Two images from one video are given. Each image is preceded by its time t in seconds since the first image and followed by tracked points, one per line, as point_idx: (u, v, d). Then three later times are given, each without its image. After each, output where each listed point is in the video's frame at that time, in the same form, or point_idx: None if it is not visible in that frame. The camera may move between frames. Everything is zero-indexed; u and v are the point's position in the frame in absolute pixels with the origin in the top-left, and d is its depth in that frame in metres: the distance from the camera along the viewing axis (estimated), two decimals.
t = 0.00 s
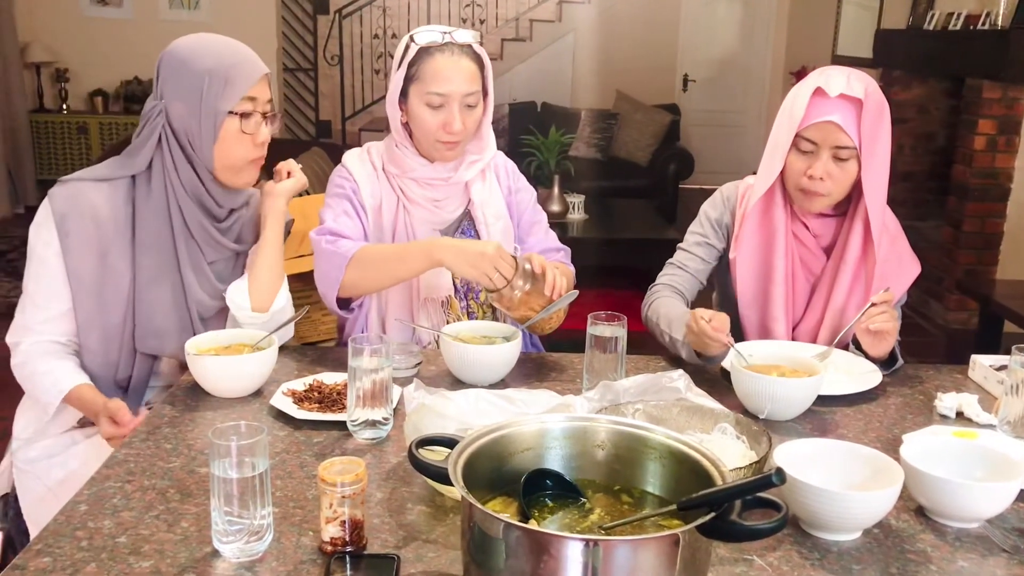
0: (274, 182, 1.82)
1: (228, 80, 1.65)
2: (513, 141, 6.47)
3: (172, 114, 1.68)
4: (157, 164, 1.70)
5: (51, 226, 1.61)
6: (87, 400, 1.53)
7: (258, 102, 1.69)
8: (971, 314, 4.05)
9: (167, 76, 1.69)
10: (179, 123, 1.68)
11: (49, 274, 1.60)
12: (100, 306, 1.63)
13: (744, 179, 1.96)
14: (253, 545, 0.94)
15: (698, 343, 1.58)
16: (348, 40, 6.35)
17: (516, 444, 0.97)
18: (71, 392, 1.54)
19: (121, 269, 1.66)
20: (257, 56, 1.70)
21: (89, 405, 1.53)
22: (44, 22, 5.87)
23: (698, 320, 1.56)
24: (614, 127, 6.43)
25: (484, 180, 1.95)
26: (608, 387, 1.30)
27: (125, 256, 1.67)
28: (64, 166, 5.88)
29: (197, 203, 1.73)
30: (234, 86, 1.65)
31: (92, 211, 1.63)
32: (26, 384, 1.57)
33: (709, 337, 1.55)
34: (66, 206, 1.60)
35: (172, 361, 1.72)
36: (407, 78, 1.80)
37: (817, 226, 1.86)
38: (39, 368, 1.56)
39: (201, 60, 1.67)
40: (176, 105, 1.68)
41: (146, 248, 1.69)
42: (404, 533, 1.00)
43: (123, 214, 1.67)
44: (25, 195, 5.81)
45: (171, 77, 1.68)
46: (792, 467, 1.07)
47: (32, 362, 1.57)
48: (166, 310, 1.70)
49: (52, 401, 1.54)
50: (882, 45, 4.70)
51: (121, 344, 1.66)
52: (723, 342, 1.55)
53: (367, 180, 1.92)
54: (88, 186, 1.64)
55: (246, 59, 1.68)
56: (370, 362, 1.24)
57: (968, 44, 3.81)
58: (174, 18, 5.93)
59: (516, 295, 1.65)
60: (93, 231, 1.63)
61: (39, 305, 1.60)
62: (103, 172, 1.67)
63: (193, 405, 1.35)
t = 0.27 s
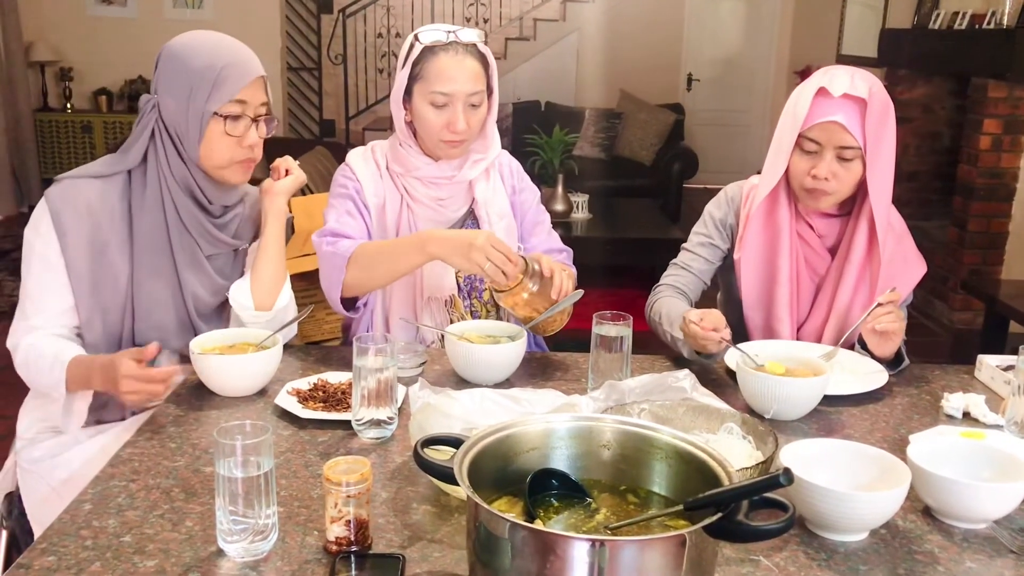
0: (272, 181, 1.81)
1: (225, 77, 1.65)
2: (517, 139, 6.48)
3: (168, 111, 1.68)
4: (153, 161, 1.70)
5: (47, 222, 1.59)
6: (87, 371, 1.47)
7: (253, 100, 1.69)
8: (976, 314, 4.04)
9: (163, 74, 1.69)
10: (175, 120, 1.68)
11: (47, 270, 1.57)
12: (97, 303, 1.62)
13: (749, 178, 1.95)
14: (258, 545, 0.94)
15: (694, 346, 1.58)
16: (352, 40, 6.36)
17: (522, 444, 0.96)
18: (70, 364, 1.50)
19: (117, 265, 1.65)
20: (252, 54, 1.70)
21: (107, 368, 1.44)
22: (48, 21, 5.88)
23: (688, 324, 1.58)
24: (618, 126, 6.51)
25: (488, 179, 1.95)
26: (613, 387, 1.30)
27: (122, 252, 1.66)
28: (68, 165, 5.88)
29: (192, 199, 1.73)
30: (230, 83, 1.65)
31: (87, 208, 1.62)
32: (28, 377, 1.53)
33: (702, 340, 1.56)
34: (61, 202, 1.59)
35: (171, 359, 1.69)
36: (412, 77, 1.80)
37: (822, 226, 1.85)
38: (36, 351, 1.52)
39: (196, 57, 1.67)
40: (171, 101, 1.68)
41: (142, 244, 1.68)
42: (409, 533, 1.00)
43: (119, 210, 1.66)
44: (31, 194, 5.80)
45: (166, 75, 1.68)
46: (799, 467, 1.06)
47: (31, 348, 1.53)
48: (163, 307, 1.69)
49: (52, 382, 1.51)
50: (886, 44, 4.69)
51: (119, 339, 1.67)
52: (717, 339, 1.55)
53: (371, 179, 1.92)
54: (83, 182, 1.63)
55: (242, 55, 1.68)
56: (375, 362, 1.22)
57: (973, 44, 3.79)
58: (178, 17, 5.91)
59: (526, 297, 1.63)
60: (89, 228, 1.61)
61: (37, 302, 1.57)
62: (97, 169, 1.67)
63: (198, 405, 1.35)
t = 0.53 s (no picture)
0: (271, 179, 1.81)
1: (226, 76, 1.65)
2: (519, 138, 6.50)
3: (167, 108, 1.68)
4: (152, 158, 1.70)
5: (49, 220, 1.58)
6: (114, 357, 1.47)
7: (254, 98, 1.69)
8: (980, 313, 4.03)
9: (163, 72, 1.69)
10: (175, 118, 1.67)
11: (52, 269, 1.56)
12: (100, 301, 1.62)
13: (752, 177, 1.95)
14: (261, 543, 0.94)
15: (692, 335, 1.59)
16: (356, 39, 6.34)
17: (525, 443, 0.96)
18: (95, 353, 1.49)
19: (118, 263, 1.64)
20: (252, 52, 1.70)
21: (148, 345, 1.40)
22: (51, 20, 5.88)
23: (685, 314, 1.58)
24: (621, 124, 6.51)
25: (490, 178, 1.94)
26: (615, 386, 1.30)
27: (124, 251, 1.65)
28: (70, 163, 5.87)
29: (192, 197, 1.73)
30: (231, 82, 1.65)
31: (88, 205, 1.61)
32: (43, 374, 1.50)
33: (698, 329, 1.57)
34: (63, 200, 1.58)
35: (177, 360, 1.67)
36: (413, 76, 1.79)
37: (825, 225, 1.85)
38: (56, 347, 1.50)
39: (195, 55, 1.66)
40: (170, 99, 1.67)
41: (143, 242, 1.68)
42: (412, 532, 1.00)
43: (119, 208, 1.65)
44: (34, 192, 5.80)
45: (166, 73, 1.68)
46: (802, 465, 1.06)
47: (46, 347, 1.50)
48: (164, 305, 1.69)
49: (74, 376, 1.49)
50: (890, 43, 4.67)
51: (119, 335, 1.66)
52: (713, 328, 1.56)
53: (373, 177, 1.92)
54: (83, 179, 1.62)
55: (242, 53, 1.68)
56: (377, 360, 1.23)
57: (977, 42, 3.78)
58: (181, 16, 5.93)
59: (536, 294, 1.60)
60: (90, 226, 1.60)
61: (42, 301, 1.55)
62: (97, 167, 1.66)
63: (201, 403, 1.35)
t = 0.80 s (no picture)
0: (273, 177, 1.80)
1: (231, 75, 1.65)
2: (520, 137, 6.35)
3: (171, 106, 1.67)
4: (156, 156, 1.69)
5: (55, 217, 1.57)
6: (120, 333, 1.48)
7: (257, 99, 1.69)
8: (981, 311, 4.03)
9: (168, 71, 1.68)
10: (180, 116, 1.67)
11: (56, 266, 1.54)
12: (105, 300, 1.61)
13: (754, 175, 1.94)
14: (262, 543, 0.94)
15: (694, 331, 1.59)
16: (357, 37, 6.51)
17: (527, 442, 0.96)
18: (102, 332, 1.50)
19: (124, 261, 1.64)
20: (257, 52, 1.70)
21: (154, 313, 1.43)
22: (52, 19, 5.87)
23: (689, 310, 1.58)
24: (621, 123, 6.35)
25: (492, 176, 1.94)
26: (617, 384, 1.30)
27: (129, 249, 1.65)
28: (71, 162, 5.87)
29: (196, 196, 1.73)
30: (233, 82, 1.65)
31: (94, 203, 1.60)
32: (49, 362, 1.49)
33: (703, 326, 1.56)
34: (68, 198, 1.57)
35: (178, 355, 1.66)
36: (414, 74, 1.79)
37: (826, 224, 1.85)
38: (62, 333, 1.50)
39: (201, 54, 1.66)
40: (175, 97, 1.66)
41: (147, 240, 1.68)
42: (413, 532, 1.00)
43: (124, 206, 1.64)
44: (35, 191, 5.80)
45: (171, 72, 1.67)
46: (804, 464, 1.06)
47: (49, 335, 1.49)
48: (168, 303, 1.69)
49: (80, 357, 1.49)
50: (891, 40, 4.66)
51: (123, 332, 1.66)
52: (718, 326, 1.55)
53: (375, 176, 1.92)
54: (88, 177, 1.61)
55: (248, 52, 1.68)
56: (379, 359, 1.23)
57: (978, 39, 3.77)
58: (182, 14, 5.91)
59: (540, 281, 1.59)
60: (95, 225, 1.59)
61: (47, 298, 1.53)
62: (101, 165, 1.65)
63: (201, 402, 1.35)
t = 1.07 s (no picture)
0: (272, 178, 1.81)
1: (216, 82, 1.61)
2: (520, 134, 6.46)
3: (163, 108, 1.65)
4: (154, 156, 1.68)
5: (53, 211, 1.56)
6: (118, 294, 1.50)
7: (239, 110, 1.64)
8: (980, 310, 4.03)
9: (167, 71, 1.66)
10: (170, 119, 1.64)
11: (52, 255, 1.53)
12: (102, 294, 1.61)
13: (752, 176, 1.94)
14: (260, 543, 0.94)
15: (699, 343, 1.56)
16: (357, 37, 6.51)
17: (525, 442, 0.96)
18: (98, 297, 1.50)
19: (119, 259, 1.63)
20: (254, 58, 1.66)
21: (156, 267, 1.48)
22: (51, 19, 5.87)
23: (694, 320, 1.56)
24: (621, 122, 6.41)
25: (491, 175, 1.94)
26: (615, 384, 1.30)
27: (126, 245, 1.64)
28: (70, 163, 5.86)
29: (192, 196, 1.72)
30: (213, 92, 1.61)
31: (91, 201, 1.59)
32: (42, 336, 1.47)
33: (708, 337, 1.54)
34: (65, 195, 1.56)
35: (173, 349, 1.66)
36: (411, 73, 1.79)
37: (825, 224, 1.85)
38: (57, 304, 1.49)
39: (191, 57, 1.63)
40: (167, 99, 1.64)
41: (143, 238, 1.67)
42: (412, 532, 1.00)
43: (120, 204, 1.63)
44: (34, 192, 5.79)
45: (169, 72, 1.65)
46: (802, 464, 1.06)
47: (42, 309, 1.49)
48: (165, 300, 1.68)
49: (77, 322, 1.49)
50: (890, 39, 4.66)
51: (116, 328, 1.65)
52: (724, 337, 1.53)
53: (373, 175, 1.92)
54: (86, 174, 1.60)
55: (236, 59, 1.64)
56: (377, 360, 1.23)
57: (978, 38, 3.77)
58: (181, 14, 5.92)
59: (537, 270, 1.57)
60: (92, 222, 1.58)
61: (38, 278, 1.52)
62: (101, 161, 1.64)
63: (200, 403, 1.35)
